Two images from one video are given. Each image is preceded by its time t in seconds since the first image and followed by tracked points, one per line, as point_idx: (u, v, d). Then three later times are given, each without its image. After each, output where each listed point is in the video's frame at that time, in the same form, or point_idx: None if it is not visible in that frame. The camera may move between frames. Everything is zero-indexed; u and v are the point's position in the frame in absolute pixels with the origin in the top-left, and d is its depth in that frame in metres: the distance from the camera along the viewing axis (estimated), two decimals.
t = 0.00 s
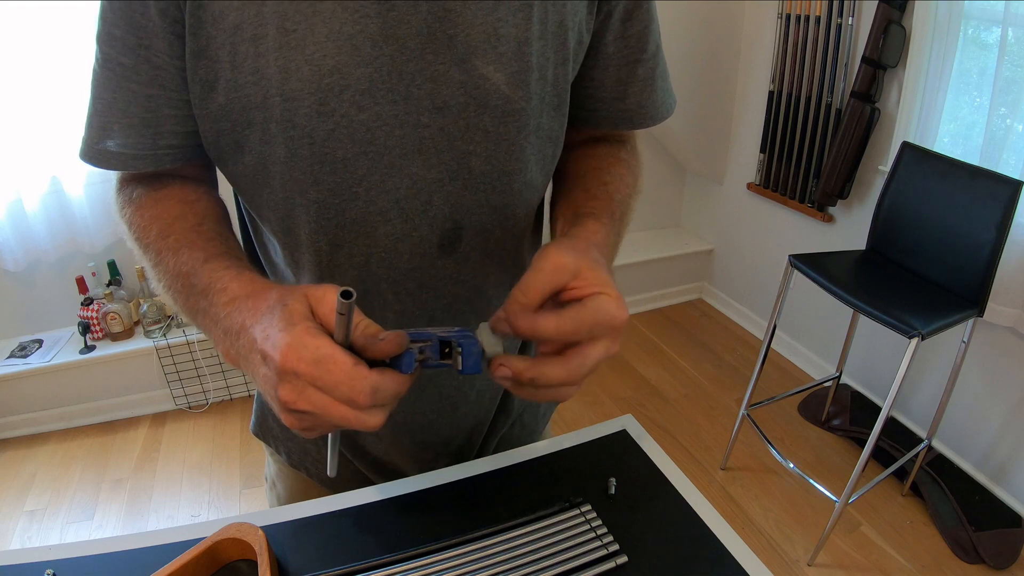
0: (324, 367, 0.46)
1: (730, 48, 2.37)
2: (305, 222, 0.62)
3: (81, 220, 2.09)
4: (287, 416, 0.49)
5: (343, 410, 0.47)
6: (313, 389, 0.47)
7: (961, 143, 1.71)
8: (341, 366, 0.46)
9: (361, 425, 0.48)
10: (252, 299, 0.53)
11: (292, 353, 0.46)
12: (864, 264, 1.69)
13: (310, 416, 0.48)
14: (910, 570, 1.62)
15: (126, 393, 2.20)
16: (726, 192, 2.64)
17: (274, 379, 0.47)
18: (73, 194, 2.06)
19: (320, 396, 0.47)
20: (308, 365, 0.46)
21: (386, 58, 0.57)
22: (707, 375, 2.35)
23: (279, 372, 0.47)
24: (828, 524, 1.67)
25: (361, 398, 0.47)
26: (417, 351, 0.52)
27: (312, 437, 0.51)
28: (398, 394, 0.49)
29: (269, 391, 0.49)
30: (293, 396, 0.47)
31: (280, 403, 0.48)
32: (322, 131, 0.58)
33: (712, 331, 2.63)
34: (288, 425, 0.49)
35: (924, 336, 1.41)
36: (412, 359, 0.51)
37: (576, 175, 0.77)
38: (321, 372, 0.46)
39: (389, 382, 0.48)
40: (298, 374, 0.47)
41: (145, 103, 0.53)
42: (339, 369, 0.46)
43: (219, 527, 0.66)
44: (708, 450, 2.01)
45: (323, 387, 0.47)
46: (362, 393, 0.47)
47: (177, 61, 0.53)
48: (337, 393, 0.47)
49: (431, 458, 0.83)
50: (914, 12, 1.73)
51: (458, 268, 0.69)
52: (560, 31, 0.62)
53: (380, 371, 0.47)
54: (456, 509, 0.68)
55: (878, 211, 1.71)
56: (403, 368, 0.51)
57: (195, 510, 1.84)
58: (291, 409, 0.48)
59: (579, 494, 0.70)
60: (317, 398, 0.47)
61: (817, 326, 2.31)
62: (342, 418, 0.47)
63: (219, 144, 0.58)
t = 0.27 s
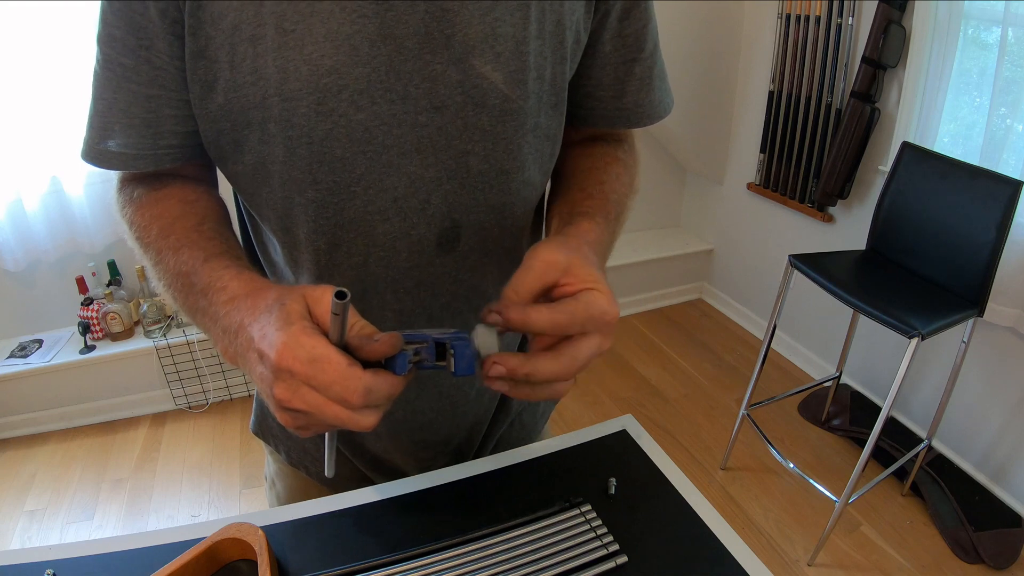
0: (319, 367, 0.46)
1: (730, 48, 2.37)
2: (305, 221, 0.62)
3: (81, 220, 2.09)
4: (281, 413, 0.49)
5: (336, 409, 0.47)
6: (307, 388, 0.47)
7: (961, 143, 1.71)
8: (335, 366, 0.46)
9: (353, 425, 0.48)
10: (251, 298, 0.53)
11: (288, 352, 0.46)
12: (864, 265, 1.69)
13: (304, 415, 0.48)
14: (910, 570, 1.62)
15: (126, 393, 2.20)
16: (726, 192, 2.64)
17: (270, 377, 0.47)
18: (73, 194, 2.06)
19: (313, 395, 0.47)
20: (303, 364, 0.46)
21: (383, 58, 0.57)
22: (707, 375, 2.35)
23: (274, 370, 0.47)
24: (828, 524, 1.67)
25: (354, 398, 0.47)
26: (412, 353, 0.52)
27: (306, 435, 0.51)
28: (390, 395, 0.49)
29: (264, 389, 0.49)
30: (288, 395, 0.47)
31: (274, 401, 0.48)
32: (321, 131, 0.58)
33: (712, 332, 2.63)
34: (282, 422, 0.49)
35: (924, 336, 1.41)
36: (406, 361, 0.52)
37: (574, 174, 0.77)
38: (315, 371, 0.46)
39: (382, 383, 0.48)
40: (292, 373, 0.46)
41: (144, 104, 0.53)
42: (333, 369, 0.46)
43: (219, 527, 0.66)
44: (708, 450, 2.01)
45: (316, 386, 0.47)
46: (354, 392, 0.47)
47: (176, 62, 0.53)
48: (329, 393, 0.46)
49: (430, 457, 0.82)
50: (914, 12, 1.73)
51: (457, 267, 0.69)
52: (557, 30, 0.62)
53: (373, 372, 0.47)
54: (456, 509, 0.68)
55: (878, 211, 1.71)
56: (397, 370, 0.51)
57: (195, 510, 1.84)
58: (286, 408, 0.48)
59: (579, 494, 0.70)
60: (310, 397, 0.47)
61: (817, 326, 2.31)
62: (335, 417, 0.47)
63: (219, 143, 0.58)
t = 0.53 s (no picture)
0: (327, 359, 0.46)
1: (730, 48, 2.37)
2: (305, 220, 0.62)
3: (81, 220, 2.09)
4: (289, 409, 0.49)
5: (345, 402, 0.47)
6: (315, 381, 0.47)
7: (961, 143, 1.71)
8: (344, 357, 0.46)
9: (362, 418, 0.48)
10: (256, 296, 0.53)
11: (295, 345, 0.46)
12: (864, 265, 1.69)
13: (312, 410, 0.48)
14: (910, 570, 1.62)
15: (126, 393, 2.20)
16: (726, 192, 2.64)
17: (278, 372, 0.48)
18: (73, 194, 2.06)
19: (322, 388, 0.47)
20: (311, 357, 0.46)
21: (384, 56, 0.57)
22: (707, 375, 2.35)
23: (282, 365, 0.47)
24: (828, 524, 1.67)
25: (363, 391, 0.47)
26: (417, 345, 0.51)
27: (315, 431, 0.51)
28: (400, 387, 0.49)
29: (272, 385, 0.49)
30: (296, 389, 0.47)
31: (283, 396, 0.48)
32: (322, 129, 0.58)
33: (712, 331, 2.63)
34: (290, 418, 0.49)
35: (924, 336, 1.41)
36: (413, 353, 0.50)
37: (574, 173, 0.77)
38: (323, 364, 0.46)
39: (391, 374, 0.48)
40: (301, 367, 0.47)
41: (145, 104, 0.53)
42: (341, 361, 0.46)
43: (219, 527, 0.66)
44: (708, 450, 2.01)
45: (325, 379, 0.47)
46: (363, 384, 0.46)
47: (176, 62, 0.53)
48: (338, 385, 0.47)
49: (430, 456, 0.82)
50: (913, 12, 1.73)
51: (457, 266, 0.69)
52: (557, 29, 0.62)
53: (382, 364, 0.48)
54: (456, 509, 0.68)
55: (878, 211, 1.71)
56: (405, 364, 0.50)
57: (195, 510, 1.84)
58: (294, 403, 0.48)
59: (580, 494, 0.70)
60: (319, 391, 0.47)
61: (817, 326, 2.31)
62: (344, 411, 0.47)
63: (220, 143, 0.58)
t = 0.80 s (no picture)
0: (328, 362, 0.46)
1: (730, 48, 2.37)
2: (306, 220, 0.62)
3: (81, 220, 2.09)
4: (289, 411, 0.49)
5: (346, 405, 0.47)
6: (316, 383, 0.47)
7: (961, 143, 1.71)
8: (345, 360, 0.46)
9: (364, 421, 0.48)
10: (257, 296, 0.53)
11: (296, 347, 0.46)
12: (864, 265, 1.69)
13: (313, 412, 0.48)
14: (910, 570, 1.62)
15: (126, 393, 2.20)
16: (726, 192, 2.64)
17: (278, 374, 0.48)
18: (73, 194, 2.06)
19: (323, 391, 0.47)
20: (312, 359, 0.46)
21: (385, 55, 0.57)
22: (707, 375, 2.35)
23: (283, 367, 0.47)
24: (828, 524, 1.67)
25: (364, 394, 0.47)
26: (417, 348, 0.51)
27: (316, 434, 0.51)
28: (401, 390, 0.49)
29: (272, 387, 0.49)
30: (297, 391, 0.47)
31: (283, 398, 0.48)
32: (322, 128, 0.58)
33: (712, 331, 2.63)
34: (291, 420, 0.49)
35: (924, 336, 1.41)
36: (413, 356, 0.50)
37: (575, 172, 0.77)
38: (324, 367, 0.46)
39: (393, 377, 0.48)
40: (302, 369, 0.46)
41: (145, 103, 0.53)
42: (342, 363, 0.46)
43: (219, 527, 0.66)
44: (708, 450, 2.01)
45: (326, 382, 0.46)
46: (364, 387, 0.46)
47: (177, 61, 0.53)
48: (339, 388, 0.46)
49: (431, 455, 0.83)
50: (914, 12, 1.73)
51: (458, 265, 0.69)
52: (558, 28, 0.62)
53: (383, 367, 0.47)
54: (457, 509, 0.68)
55: (878, 211, 1.71)
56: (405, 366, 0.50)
57: (195, 510, 1.84)
58: (295, 405, 0.48)
59: (580, 494, 0.70)
60: (319, 393, 0.47)
61: (817, 326, 2.31)
62: (345, 414, 0.47)
63: (220, 142, 0.58)
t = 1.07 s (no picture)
0: (328, 373, 0.46)
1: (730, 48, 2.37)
2: (308, 220, 0.62)
3: (81, 220, 2.09)
4: (289, 421, 0.49)
5: (345, 417, 0.47)
6: (316, 394, 0.47)
7: (961, 143, 1.71)
8: (345, 372, 0.46)
9: (363, 432, 0.48)
10: (256, 303, 0.53)
11: (295, 358, 0.46)
12: (864, 265, 1.69)
13: (313, 422, 0.48)
14: (910, 570, 1.62)
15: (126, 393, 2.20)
16: (726, 192, 2.64)
17: (278, 384, 0.48)
18: (73, 194, 2.05)
19: (322, 402, 0.47)
20: (312, 371, 0.46)
21: (386, 54, 0.57)
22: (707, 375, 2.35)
23: (282, 377, 0.47)
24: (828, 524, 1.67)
25: (363, 406, 0.47)
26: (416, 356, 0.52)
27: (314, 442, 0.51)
28: (399, 401, 0.49)
29: (272, 396, 0.49)
30: (297, 402, 0.47)
31: (283, 408, 0.48)
32: (324, 128, 0.58)
33: (712, 331, 2.63)
34: (290, 429, 0.49)
35: (924, 336, 1.41)
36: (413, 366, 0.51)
37: (577, 172, 0.77)
38: (324, 378, 0.46)
39: (392, 389, 0.48)
40: (301, 380, 0.46)
41: (146, 103, 0.53)
42: (342, 375, 0.46)
43: (219, 527, 0.66)
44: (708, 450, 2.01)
45: (326, 393, 0.47)
46: (365, 398, 0.47)
47: (178, 61, 0.53)
48: (339, 399, 0.47)
49: (432, 455, 0.83)
50: (914, 11, 1.73)
51: (459, 265, 0.69)
52: (559, 27, 0.62)
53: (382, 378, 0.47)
54: (457, 509, 0.68)
55: (878, 211, 1.71)
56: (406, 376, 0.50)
57: (195, 510, 1.84)
58: (294, 415, 0.48)
59: (580, 494, 0.70)
60: (319, 404, 0.47)
61: (818, 326, 2.31)
62: (344, 424, 0.47)
63: (221, 142, 0.58)
